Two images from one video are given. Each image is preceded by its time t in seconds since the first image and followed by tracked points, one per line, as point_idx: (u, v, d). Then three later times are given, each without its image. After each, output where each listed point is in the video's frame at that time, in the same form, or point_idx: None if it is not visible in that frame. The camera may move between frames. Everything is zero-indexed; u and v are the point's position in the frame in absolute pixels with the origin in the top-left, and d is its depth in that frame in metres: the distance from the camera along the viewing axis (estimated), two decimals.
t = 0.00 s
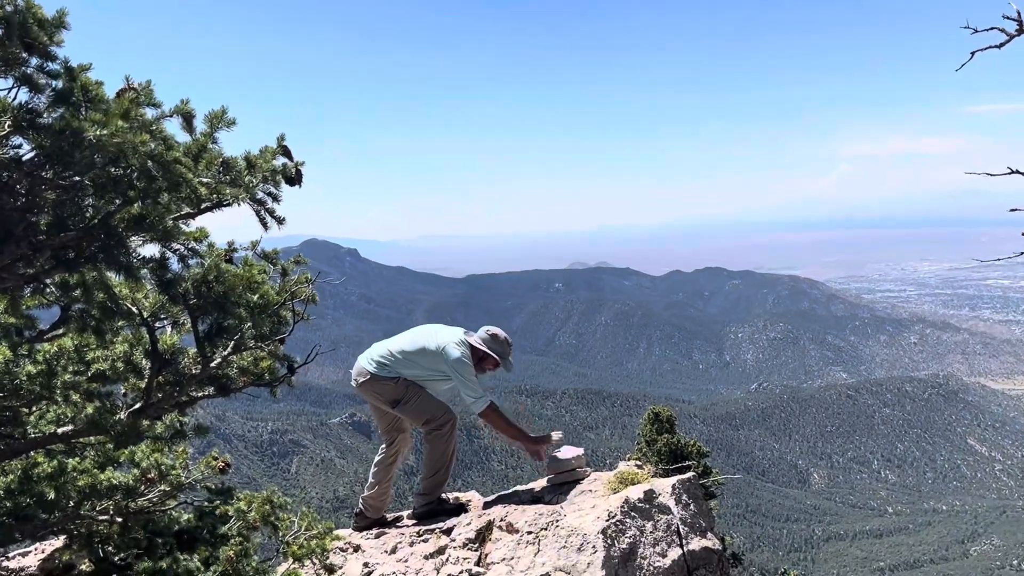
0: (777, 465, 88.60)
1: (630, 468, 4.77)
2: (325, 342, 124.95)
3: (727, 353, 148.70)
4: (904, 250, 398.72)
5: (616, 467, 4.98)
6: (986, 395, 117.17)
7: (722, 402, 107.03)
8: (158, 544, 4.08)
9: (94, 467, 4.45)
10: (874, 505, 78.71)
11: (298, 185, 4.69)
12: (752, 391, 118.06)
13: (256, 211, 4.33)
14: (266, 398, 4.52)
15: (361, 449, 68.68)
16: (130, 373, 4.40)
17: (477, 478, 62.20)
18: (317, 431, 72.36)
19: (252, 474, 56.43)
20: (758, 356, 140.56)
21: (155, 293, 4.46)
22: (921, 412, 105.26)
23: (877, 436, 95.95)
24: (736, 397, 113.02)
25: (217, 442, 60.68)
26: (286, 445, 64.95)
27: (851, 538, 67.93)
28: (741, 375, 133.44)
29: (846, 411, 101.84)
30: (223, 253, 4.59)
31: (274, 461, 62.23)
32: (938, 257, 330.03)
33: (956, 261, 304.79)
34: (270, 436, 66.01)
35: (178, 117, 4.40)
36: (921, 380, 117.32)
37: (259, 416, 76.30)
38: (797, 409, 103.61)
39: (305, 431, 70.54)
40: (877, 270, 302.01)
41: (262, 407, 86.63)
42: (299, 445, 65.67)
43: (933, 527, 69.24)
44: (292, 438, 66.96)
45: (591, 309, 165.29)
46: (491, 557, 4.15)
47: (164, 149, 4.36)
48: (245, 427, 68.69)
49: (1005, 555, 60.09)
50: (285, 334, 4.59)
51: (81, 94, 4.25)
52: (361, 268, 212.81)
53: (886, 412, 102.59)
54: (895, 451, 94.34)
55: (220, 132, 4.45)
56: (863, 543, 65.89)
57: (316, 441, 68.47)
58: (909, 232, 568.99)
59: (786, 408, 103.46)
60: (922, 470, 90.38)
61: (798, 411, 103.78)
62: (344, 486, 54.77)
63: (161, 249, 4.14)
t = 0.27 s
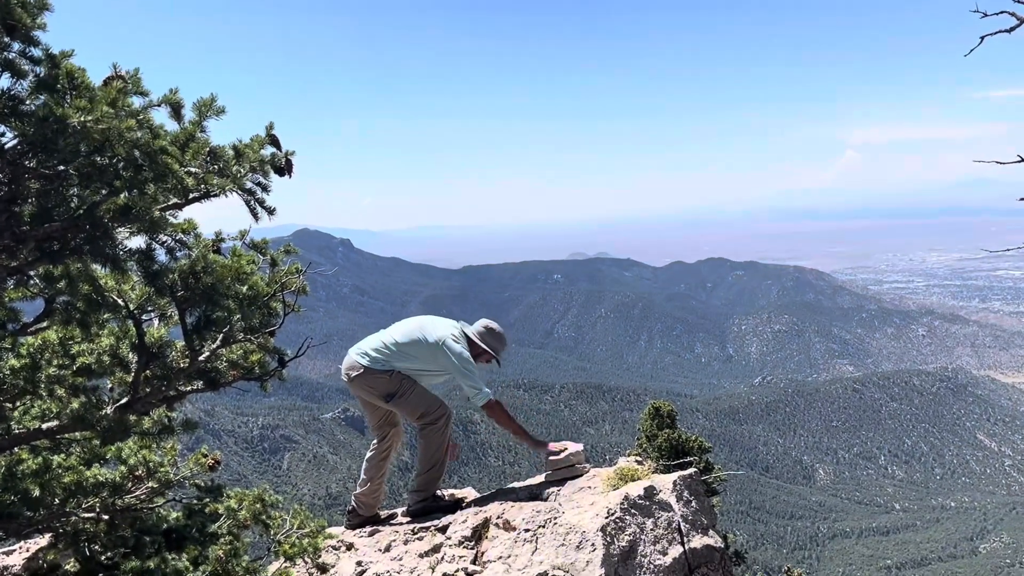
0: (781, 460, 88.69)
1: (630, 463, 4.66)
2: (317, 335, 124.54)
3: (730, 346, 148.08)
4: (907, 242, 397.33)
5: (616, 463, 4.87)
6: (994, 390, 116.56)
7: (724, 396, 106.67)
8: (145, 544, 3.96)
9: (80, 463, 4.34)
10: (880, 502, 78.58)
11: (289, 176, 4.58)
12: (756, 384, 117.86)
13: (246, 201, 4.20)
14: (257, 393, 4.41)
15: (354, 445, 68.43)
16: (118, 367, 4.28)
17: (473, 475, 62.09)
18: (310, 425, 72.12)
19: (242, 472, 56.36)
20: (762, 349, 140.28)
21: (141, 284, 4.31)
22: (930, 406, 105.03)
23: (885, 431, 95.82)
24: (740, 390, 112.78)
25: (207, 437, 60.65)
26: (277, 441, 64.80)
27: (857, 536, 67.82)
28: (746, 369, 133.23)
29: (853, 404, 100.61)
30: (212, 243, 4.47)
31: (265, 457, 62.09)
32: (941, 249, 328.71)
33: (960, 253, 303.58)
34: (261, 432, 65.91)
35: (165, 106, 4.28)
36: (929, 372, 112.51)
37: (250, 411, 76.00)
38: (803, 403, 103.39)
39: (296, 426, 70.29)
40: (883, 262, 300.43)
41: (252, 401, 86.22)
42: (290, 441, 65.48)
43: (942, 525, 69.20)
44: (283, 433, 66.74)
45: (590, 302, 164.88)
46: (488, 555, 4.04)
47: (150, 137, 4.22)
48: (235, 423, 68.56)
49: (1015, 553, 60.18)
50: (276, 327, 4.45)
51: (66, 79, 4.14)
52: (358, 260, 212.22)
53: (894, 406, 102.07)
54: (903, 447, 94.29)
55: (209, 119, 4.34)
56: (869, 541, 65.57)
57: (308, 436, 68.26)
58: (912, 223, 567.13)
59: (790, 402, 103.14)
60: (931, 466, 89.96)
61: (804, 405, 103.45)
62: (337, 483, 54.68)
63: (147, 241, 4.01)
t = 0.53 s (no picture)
0: (784, 455, 88.70)
1: (630, 458, 4.58)
2: (309, 329, 124.29)
3: (731, 340, 147.64)
4: (908, 234, 396.33)
5: (615, 458, 4.79)
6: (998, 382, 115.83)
7: (727, 390, 106.79)
8: (135, 540, 3.87)
9: (69, 458, 4.26)
10: (885, 497, 78.54)
11: (283, 162, 4.50)
12: (757, 377, 117.81)
13: (238, 190, 4.12)
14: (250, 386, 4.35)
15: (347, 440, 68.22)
16: (107, 361, 4.19)
17: (469, 470, 62.05)
18: (303, 421, 71.98)
19: (234, 468, 56.42)
20: (763, 343, 140.07)
21: (131, 276, 4.22)
22: (934, 400, 104.79)
23: (888, 426, 95.76)
24: (743, 384, 112.72)
25: (199, 431, 60.77)
26: (269, 436, 64.69)
27: (860, 532, 67.76)
28: (748, 363, 133.08)
29: (856, 398, 101.47)
30: (204, 235, 4.39)
31: (257, 453, 62.11)
32: (943, 241, 327.61)
33: (962, 245, 302.62)
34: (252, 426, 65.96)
35: (155, 90, 4.22)
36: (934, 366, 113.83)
37: (242, 406, 75.93)
38: (805, 399, 103.43)
39: (289, 422, 70.08)
40: (884, 253, 299.52)
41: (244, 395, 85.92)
42: (283, 437, 65.32)
43: (946, 521, 69.09)
44: (276, 428, 66.59)
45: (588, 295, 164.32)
46: (483, 551, 3.98)
47: (141, 123, 4.12)
48: (228, 417, 68.61)
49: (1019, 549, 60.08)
50: (268, 320, 4.40)
51: (55, 66, 4.03)
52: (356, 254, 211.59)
53: (897, 400, 101.79)
54: (907, 442, 94.18)
55: (199, 106, 4.27)
56: (872, 537, 65.73)
57: (301, 431, 68.09)
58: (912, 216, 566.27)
59: (791, 398, 103.33)
60: (935, 460, 89.76)
61: (806, 401, 103.63)
62: (331, 478, 54.64)
63: (138, 231, 3.89)
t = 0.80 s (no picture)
0: (784, 452, 88.65)
1: (625, 456, 4.52)
2: (304, 325, 123.97)
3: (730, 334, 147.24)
4: (907, 228, 395.87)
5: (611, 456, 4.72)
6: (999, 377, 115.49)
7: (726, 386, 106.66)
8: (126, 537, 3.81)
9: (57, 454, 4.16)
10: (885, 495, 78.44)
11: (273, 154, 4.40)
12: (755, 373, 117.78)
13: (228, 182, 4.03)
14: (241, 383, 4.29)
15: (341, 436, 68.13)
16: (96, 357, 4.14)
17: (465, 466, 62.08)
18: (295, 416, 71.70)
19: (226, 465, 56.32)
20: (762, 338, 139.85)
21: (120, 270, 4.13)
22: (935, 396, 104.65)
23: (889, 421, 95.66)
24: (742, 380, 112.62)
25: (189, 429, 60.63)
26: (261, 432, 64.36)
27: (861, 530, 67.71)
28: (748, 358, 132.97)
29: (857, 394, 101.69)
30: (193, 228, 4.29)
31: (249, 450, 61.98)
32: (943, 235, 327.43)
33: (961, 239, 302.06)
34: (243, 423, 65.76)
35: (143, 81, 4.12)
36: (936, 361, 113.88)
37: (234, 402, 75.59)
38: (805, 394, 103.25)
39: (282, 417, 69.83)
40: (884, 247, 299.35)
41: (237, 391, 85.70)
42: (276, 432, 65.16)
43: (948, 518, 68.96)
44: (268, 424, 66.42)
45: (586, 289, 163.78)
46: (479, 550, 3.90)
47: (129, 115, 4.01)
48: (218, 414, 68.38)
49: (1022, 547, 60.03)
50: (260, 313, 4.30)
51: (42, 56, 3.86)
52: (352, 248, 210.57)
53: (899, 396, 101.53)
54: (908, 438, 94.08)
55: (189, 97, 4.18)
56: (873, 535, 65.53)
57: (294, 427, 67.83)
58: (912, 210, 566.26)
59: (791, 393, 103.18)
60: (937, 457, 89.44)
61: (807, 396, 103.48)
62: (323, 476, 54.44)
63: (126, 224, 3.78)
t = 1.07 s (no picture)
0: (780, 447, 88.90)
1: (623, 452, 4.51)
2: (301, 321, 123.82)
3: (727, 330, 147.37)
4: (903, 223, 396.60)
5: (608, 452, 4.73)
6: (995, 372, 115.77)
7: (722, 381, 106.78)
8: (123, 533, 3.79)
9: (54, 450, 4.14)
10: (881, 490, 78.66)
11: (270, 151, 4.41)
12: (752, 368, 117.94)
13: (226, 178, 4.04)
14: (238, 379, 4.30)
15: (337, 431, 68.12)
16: (92, 353, 4.13)
17: (462, 460, 62.11)
18: (291, 411, 71.58)
19: (223, 460, 56.28)
20: (759, 333, 139.79)
21: (117, 266, 4.11)
22: (931, 390, 104.88)
23: (885, 416, 95.87)
24: (738, 375, 112.77)
25: (186, 424, 60.58)
26: (257, 429, 64.27)
27: (857, 525, 67.87)
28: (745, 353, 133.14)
29: (853, 389, 101.99)
30: (190, 223, 4.29)
31: (246, 445, 61.98)
32: (940, 230, 328.18)
33: (957, 234, 302.64)
34: (241, 419, 65.69)
35: (139, 78, 4.12)
36: (931, 355, 112.53)
37: (229, 398, 75.51)
38: (802, 389, 103.37)
39: (278, 413, 69.71)
40: (881, 243, 299.79)
41: (233, 386, 85.54)
42: (272, 428, 65.15)
43: (944, 513, 69.16)
44: (265, 420, 66.45)
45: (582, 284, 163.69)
46: (476, 545, 3.90)
47: (126, 111, 4.00)
48: (215, 410, 68.21)
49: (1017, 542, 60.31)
50: (256, 310, 4.30)
51: (38, 52, 3.81)
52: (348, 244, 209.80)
53: (895, 392, 101.71)
54: (904, 433, 94.35)
55: (186, 94, 4.20)
56: (869, 530, 65.62)
57: (290, 423, 67.67)
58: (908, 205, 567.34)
59: (788, 388, 103.35)
60: (933, 452, 89.59)
61: (803, 392, 103.68)
62: (319, 472, 54.55)
63: (123, 221, 3.73)
